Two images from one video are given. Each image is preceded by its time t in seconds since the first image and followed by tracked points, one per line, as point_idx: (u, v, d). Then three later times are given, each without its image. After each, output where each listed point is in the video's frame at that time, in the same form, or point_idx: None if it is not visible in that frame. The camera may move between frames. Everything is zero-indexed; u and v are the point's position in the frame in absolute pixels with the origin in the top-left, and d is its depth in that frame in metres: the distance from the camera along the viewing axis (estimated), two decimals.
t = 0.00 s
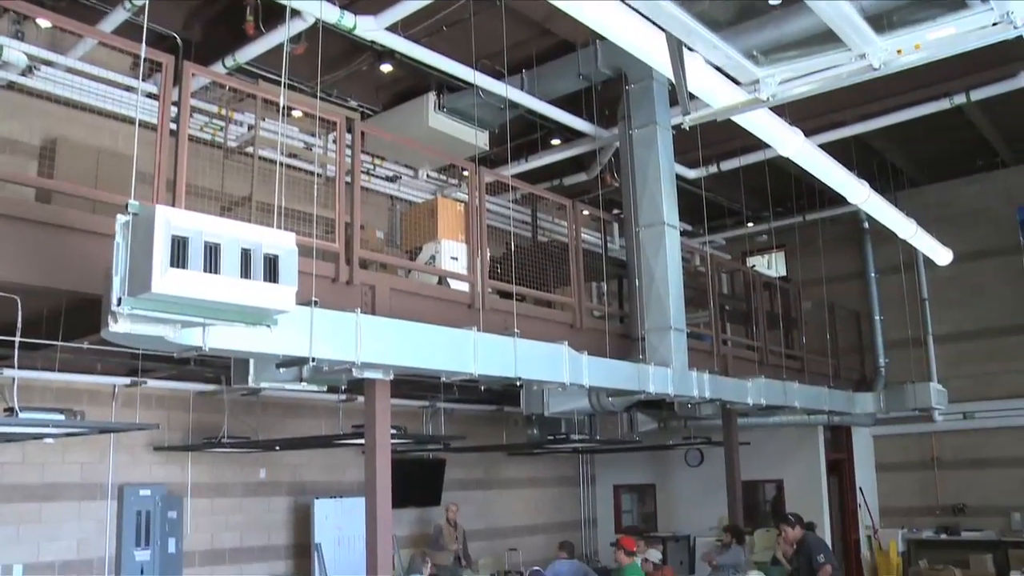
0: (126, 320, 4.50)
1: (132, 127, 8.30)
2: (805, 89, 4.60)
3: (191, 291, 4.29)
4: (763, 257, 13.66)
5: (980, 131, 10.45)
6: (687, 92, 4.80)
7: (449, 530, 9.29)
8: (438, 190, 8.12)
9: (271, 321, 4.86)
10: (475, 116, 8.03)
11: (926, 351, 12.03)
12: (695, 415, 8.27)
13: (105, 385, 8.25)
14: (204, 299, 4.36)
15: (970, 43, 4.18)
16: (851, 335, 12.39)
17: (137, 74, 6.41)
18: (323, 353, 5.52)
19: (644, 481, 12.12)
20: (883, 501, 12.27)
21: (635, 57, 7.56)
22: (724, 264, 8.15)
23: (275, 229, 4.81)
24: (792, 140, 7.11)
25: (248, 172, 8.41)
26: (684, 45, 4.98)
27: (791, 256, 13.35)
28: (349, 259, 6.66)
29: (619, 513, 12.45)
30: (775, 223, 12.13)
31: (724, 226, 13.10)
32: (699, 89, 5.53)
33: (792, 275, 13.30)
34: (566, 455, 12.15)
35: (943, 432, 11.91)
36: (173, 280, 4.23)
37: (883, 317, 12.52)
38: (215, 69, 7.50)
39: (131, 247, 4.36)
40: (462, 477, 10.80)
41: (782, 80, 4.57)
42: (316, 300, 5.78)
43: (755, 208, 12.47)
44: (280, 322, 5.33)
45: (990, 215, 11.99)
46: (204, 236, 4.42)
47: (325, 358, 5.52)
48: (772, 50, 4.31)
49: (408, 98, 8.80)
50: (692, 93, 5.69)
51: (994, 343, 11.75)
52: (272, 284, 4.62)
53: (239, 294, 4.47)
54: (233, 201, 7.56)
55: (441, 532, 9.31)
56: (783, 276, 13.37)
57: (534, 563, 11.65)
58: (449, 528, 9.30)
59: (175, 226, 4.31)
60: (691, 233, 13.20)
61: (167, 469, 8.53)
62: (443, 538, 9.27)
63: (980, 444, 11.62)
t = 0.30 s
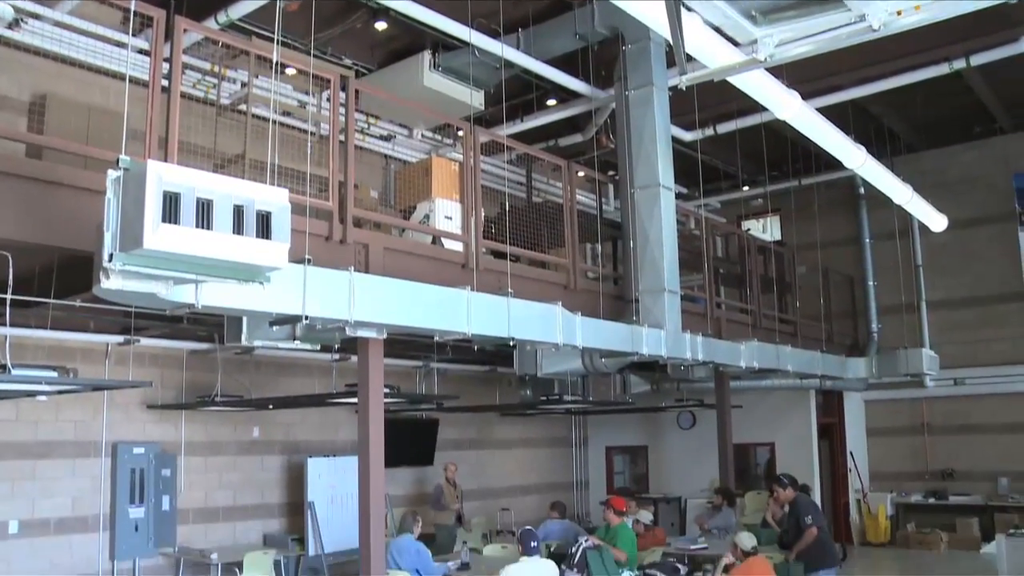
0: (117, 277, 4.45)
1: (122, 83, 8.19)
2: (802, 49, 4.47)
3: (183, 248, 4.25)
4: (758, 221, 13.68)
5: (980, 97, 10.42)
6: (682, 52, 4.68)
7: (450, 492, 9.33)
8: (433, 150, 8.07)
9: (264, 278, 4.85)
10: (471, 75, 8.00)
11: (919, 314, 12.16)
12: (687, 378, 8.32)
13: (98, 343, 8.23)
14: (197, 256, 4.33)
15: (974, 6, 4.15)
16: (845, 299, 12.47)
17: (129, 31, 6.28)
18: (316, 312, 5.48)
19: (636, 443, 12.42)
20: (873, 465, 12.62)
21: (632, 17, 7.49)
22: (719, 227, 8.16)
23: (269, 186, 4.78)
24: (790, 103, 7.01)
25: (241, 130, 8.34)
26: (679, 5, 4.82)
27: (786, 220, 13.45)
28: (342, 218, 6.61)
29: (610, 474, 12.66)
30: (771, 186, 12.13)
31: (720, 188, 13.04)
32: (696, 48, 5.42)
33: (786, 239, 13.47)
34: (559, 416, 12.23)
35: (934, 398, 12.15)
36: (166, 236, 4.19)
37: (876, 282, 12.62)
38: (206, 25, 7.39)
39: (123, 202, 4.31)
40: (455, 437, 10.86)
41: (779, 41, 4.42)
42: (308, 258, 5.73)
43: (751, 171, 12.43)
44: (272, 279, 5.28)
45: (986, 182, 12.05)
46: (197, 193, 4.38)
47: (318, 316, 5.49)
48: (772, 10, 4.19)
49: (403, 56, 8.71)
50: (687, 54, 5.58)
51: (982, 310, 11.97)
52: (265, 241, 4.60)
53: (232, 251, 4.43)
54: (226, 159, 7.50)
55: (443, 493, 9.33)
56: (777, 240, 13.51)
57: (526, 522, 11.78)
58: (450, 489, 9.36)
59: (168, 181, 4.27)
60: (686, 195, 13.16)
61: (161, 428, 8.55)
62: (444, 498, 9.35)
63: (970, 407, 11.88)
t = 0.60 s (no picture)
0: (118, 235, 4.41)
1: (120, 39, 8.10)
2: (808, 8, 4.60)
3: (184, 205, 4.20)
4: (761, 183, 13.68)
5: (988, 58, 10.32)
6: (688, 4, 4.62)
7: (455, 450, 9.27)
8: (435, 110, 8.02)
9: (265, 236, 4.81)
10: (473, 35, 7.91)
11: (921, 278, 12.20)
12: (688, 340, 8.35)
13: (100, 302, 8.21)
14: (198, 213, 4.28)
15: None
16: (847, 262, 12.52)
17: None
18: (317, 271, 5.46)
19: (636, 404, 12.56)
20: (873, 429, 12.75)
21: None
22: (722, 189, 8.15)
23: (270, 142, 4.73)
24: (796, 63, 6.88)
25: (242, 89, 8.27)
26: None
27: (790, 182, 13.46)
28: (343, 176, 6.56)
29: (610, 436, 12.80)
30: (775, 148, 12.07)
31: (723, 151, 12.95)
32: None
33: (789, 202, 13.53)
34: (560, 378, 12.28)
35: (935, 362, 12.24)
36: (166, 192, 4.14)
37: (879, 245, 12.67)
38: None
39: (123, 159, 4.26)
40: (456, 398, 10.90)
41: None
42: (309, 217, 5.68)
43: (755, 133, 12.35)
44: (273, 238, 5.24)
45: (992, 146, 12.00)
46: (197, 149, 4.33)
47: (319, 275, 5.47)
48: None
49: (405, 13, 8.63)
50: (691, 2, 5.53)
51: (983, 275, 11.99)
52: (266, 198, 4.56)
53: (232, 208, 4.39)
54: (226, 117, 7.44)
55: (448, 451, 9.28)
56: (780, 203, 13.57)
57: (526, 482, 11.87)
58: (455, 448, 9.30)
59: (168, 137, 4.21)
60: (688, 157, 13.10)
61: (163, 387, 8.57)
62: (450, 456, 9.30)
63: (970, 372, 11.97)
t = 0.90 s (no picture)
0: (120, 201, 4.38)
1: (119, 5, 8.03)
2: None
3: (185, 169, 4.17)
4: (765, 148, 13.69)
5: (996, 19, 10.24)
6: None
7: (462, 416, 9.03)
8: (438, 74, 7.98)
9: (268, 201, 4.77)
10: None
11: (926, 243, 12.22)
12: (692, 305, 8.38)
13: (103, 270, 8.20)
14: (200, 178, 4.25)
15: None
16: (851, 227, 12.55)
17: None
18: (319, 236, 5.44)
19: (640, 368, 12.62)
20: (877, 394, 12.82)
21: None
22: (726, 153, 8.14)
23: (271, 107, 4.68)
24: (801, 26, 6.76)
25: (242, 54, 8.22)
26: None
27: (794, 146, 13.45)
28: (345, 140, 6.52)
29: (614, 402, 12.88)
30: (779, 113, 12.02)
31: (727, 116, 12.90)
32: None
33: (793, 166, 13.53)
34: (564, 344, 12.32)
35: (938, 328, 12.29)
36: (167, 157, 4.11)
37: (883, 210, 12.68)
38: None
39: (123, 124, 4.21)
40: (460, 364, 10.95)
41: None
42: (311, 183, 5.66)
43: (759, 97, 12.29)
44: (276, 203, 5.23)
45: (999, 110, 11.96)
46: (198, 113, 4.29)
47: (322, 241, 5.45)
48: None
49: None
50: None
51: (988, 242, 11.99)
52: (268, 162, 4.52)
53: (234, 172, 4.36)
54: (228, 83, 7.40)
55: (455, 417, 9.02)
56: (784, 167, 13.59)
57: (529, 447, 11.95)
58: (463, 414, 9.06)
59: (168, 101, 4.17)
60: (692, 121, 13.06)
61: (167, 355, 8.59)
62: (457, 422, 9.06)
63: (974, 337, 12.02)
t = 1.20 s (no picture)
0: (118, 172, 4.33)
1: None
2: None
3: (183, 141, 4.10)
4: (767, 120, 13.71)
5: None
6: None
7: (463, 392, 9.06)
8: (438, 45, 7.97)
9: (267, 173, 4.71)
10: None
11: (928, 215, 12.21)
12: (692, 277, 8.39)
13: (103, 244, 8.18)
14: (198, 149, 4.18)
15: None
16: (853, 199, 12.56)
17: None
18: (320, 206, 5.42)
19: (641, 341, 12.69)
20: (877, 367, 12.87)
21: None
22: (727, 125, 8.11)
23: (271, 78, 4.60)
24: None
25: (240, 24, 8.15)
26: None
27: (796, 119, 13.43)
28: (345, 111, 6.47)
29: (615, 373, 12.95)
30: (781, 84, 11.98)
31: (729, 87, 12.87)
32: None
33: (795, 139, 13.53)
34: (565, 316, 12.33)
35: (939, 301, 12.31)
36: (165, 129, 4.04)
37: (885, 183, 12.67)
38: None
39: (121, 95, 4.15)
40: (461, 336, 10.98)
41: None
42: (311, 153, 5.62)
43: (761, 69, 12.26)
44: (276, 173, 5.19)
45: (1003, 81, 11.89)
46: (196, 84, 4.21)
47: (322, 211, 5.43)
48: None
49: None
50: None
51: (991, 215, 11.96)
52: (267, 133, 4.45)
53: (233, 143, 4.29)
54: (227, 54, 7.35)
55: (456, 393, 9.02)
56: (786, 140, 13.59)
57: (531, 419, 12.00)
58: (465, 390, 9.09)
59: (166, 72, 4.09)
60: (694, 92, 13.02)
61: (168, 328, 8.59)
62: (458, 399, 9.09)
63: (975, 310, 12.03)
